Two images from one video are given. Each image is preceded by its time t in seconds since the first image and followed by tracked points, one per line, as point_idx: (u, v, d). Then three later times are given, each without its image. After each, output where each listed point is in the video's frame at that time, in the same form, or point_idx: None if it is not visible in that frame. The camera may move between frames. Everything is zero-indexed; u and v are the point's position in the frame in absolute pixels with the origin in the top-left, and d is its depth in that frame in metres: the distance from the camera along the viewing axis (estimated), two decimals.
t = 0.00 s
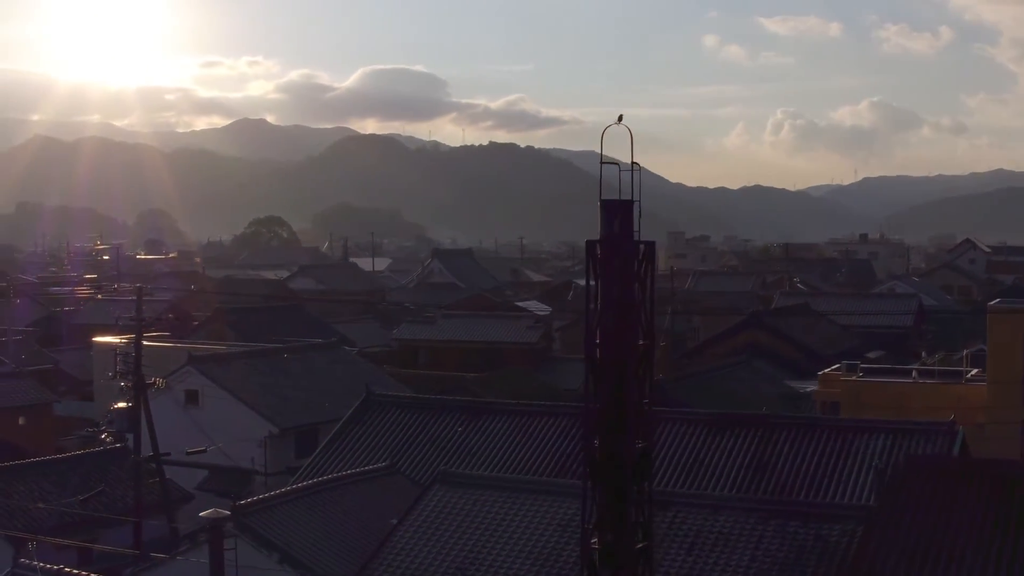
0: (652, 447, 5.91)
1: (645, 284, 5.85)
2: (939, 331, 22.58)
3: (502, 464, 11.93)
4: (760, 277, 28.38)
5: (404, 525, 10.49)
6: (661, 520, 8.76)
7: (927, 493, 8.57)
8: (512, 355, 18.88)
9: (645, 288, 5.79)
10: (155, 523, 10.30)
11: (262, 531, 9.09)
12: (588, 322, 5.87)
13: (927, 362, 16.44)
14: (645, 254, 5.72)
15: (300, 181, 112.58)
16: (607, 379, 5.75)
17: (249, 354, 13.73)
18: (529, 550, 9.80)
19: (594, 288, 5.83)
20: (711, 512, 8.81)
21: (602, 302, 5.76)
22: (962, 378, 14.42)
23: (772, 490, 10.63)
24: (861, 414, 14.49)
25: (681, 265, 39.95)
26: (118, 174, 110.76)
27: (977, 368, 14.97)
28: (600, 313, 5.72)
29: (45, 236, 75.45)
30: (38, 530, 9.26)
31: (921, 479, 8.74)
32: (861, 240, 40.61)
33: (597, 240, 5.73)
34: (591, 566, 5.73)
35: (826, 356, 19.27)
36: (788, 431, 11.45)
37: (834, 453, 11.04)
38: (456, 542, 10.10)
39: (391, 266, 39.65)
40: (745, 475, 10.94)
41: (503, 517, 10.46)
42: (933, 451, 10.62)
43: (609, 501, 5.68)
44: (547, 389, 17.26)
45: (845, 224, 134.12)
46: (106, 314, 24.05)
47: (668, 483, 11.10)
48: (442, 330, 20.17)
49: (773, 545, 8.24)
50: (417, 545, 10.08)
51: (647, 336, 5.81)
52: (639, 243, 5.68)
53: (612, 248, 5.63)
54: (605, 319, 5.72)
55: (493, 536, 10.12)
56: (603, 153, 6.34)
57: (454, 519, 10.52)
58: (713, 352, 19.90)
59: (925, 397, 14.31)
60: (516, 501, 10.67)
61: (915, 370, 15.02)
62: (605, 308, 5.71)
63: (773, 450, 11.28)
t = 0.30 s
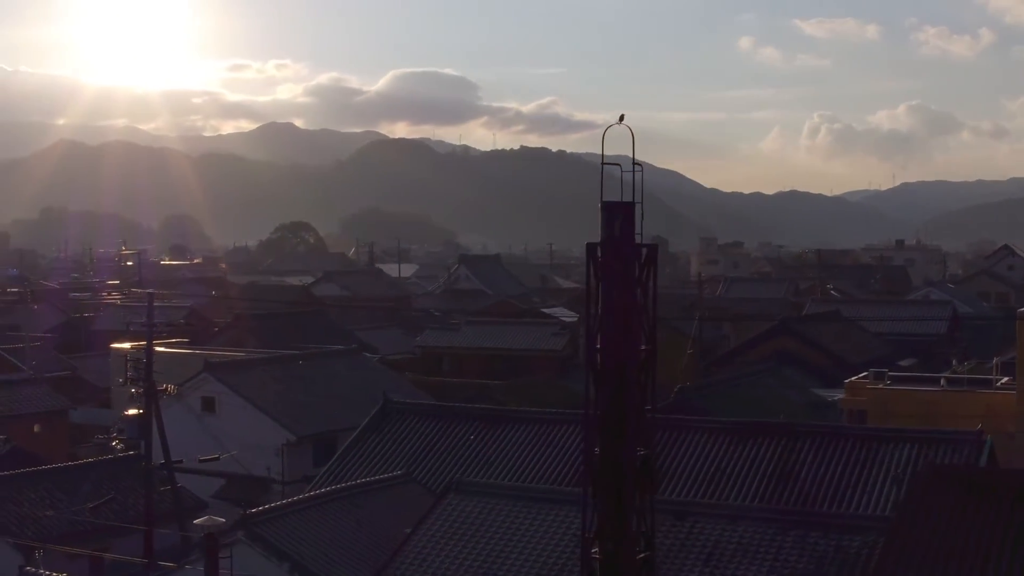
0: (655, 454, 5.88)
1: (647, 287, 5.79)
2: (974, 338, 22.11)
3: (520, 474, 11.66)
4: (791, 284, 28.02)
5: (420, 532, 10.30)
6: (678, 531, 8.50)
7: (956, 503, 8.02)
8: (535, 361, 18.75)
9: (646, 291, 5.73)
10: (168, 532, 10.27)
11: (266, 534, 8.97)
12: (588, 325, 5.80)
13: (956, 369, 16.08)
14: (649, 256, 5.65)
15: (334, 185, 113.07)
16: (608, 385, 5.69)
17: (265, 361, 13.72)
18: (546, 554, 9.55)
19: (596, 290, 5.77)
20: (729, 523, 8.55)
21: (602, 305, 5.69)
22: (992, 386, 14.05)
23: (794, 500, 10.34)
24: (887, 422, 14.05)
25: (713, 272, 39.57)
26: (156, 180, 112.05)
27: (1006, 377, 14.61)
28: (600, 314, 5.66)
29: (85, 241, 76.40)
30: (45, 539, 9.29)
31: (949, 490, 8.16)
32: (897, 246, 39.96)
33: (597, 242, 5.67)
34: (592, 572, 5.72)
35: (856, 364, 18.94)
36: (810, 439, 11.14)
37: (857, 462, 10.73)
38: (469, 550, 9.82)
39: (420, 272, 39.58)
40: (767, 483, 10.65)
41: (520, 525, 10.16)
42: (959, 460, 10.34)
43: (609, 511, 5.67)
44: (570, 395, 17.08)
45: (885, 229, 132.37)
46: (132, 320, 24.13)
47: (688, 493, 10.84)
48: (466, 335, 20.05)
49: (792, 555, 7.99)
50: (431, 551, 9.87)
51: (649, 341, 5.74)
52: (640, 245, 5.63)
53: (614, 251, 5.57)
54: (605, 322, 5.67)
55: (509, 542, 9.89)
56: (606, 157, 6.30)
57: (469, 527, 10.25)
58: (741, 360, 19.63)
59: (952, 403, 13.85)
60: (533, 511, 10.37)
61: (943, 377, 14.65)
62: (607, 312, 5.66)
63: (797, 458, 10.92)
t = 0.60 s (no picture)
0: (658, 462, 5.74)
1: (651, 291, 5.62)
2: (1011, 347, 21.58)
3: (539, 484, 11.40)
4: (824, 292, 27.53)
5: (434, 539, 10.05)
6: (695, 542, 8.20)
7: (968, 523, 7.79)
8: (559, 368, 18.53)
9: (650, 295, 5.56)
10: (181, 542, 10.15)
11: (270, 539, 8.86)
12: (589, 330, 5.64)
13: (988, 378, 15.65)
14: (651, 259, 5.49)
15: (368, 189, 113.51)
16: (609, 392, 5.54)
17: (281, 368, 13.59)
18: (562, 557, 9.26)
19: (598, 294, 5.62)
20: (749, 533, 8.24)
21: (604, 310, 5.55)
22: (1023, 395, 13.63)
23: (820, 512, 9.96)
24: (915, 431, 13.68)
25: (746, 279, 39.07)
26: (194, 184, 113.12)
27: None
28: (602, 318, 5.50)
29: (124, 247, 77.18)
30: (50, 546, 9.19)
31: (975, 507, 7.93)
32: (933, 253, 39.28)
33: (599, 244, 5.51)
34: None
35: (888, 373, 18.53)
36: (836, 449, 10.75)
37: (884, 473, 10.35)
38: (482, 559, 9.56)
39: (449, 278, 39.46)
40: (792, 494, 10.29)
41: (536, 533, 9.89)
42: (988, 471, 9.96)
43: (610, 520, 5.57)
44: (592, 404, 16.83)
45: (925, 234, 130.39)
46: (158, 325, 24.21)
47: (711, 503, 10.51)
48: (490, 342, 19.88)
49: (811, 567, 7.68)
50: (444, 559, 9.63)
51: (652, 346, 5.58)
52: (642, 248, 5.47)
53: (615, 254, 5.41)
54: (607, 327, 5.51)
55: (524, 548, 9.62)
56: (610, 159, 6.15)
57: (484, 535, 9.99)
58: (770, 368, 19.23)
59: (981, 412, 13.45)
60: (550, 519, 10.09)
61: (972, 387, 14.25)
62: (608, 317, 5.49)
63: (822, 468, 10.59)
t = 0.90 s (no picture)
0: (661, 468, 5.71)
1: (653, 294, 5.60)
2: None
3: (558, 493, 11.18)
4: (858, 297, 27.06)
5: (448, 549, 9.84)
6: (714, 553, 7.94)
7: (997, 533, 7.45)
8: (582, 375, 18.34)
9: (652, 297, 5.53)
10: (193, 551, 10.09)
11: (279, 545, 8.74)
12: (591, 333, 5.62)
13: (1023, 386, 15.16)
14: (653, 261, 5.47)
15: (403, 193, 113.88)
16: (610, 396, 5.50)
17: (298, 375, 13.49)
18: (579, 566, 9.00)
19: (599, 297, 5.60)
20: (769, 544, 7.97)
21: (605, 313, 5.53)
22: None
23: (846, 523, 9.65)
24: (944, 441, 13.23)
25: (778, 285, 38.56)
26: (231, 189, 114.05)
27: None
28: (604, 321, 5.47)
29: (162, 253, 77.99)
30: (57, 557, 9.18)
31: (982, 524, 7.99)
32: (973, 259, 38.51)
33: (600, 247, 5.50)
34: None
35: (920, 380, 18.13)
36: (861, 459, 10.44)
37: (909, 481, 10.03)
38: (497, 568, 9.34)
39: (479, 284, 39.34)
40: (817, 504, 9.98)
41: (552, 543, 9.64)
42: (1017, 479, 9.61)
43: (612, 528, 5.54)
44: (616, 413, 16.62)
45: (968, 239, 128.17)
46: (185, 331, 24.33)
47: (733, 514, 10.22)
48: (515, 350, 19.74)
49: None
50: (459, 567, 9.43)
51: (655, 351, 5.56)
52: (644, 250, 5.44)
53: (617, 256, 5.40)
54: (608, 330, 5.48)
55: (539, 557, 9.38)
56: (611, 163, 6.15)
57: (500, 544, 9.77)
58: (800, 376, 18.89)
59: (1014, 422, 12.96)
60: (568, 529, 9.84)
61: (1005, 395, 13.79)
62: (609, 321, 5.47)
63: (847, 477, 10.29)
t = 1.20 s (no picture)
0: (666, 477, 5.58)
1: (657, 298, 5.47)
2: None
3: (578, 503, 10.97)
4: (893, 305, 26.59)
5: (464, 556, 9.69)
6: (733, 564, 7.67)
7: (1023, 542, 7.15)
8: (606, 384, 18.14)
9: (655, 303, 5.39)
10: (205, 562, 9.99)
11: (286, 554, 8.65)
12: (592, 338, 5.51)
13: None
14: (656, 265, 5.33)
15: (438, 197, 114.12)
16: (611, 404, 5.40)
17: (315, 382, 13.43)
18: None
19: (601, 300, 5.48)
20: (790, 554, 7.71)
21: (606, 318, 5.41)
22: None
23: (870, 535, 9.36)
24: (974, 450, 12.82)
25: (814, 292, 38.05)
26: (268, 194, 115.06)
27: None
28: (605, 324, 5.36)
29: (199, 260, 78.89)
30: (66, 564, 9.20)
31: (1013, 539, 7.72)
32: (1013, 265, 37.74)
33: (601, 248, 5.39)
34: None
35: (953, 388, 17.71)
36: (887, 469, 10.13)
37: (937, 492, 9.71)
38: None
39: (510, 291, 39.23)
40: (840, 515, 9.71)
41: (569, 553, 9.44)
42: None
43: (613, 538, 5.43)
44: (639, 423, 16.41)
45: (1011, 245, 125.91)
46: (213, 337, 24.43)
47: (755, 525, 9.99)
48: (540, 357, 19.58)
49: None
50: None
51: (657, 356, 5.42)
52: (646, 252, 5.31)
53: (618, 258, 5.27)
54: (609, 337, 5.36)
55: (554, 566, 9.19)
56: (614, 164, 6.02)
57: (517, 553, 9.58)
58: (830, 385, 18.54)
59: None
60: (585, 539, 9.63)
61: None
62: (608, 326, 5.35)
63: (871, 487, 9.99)
